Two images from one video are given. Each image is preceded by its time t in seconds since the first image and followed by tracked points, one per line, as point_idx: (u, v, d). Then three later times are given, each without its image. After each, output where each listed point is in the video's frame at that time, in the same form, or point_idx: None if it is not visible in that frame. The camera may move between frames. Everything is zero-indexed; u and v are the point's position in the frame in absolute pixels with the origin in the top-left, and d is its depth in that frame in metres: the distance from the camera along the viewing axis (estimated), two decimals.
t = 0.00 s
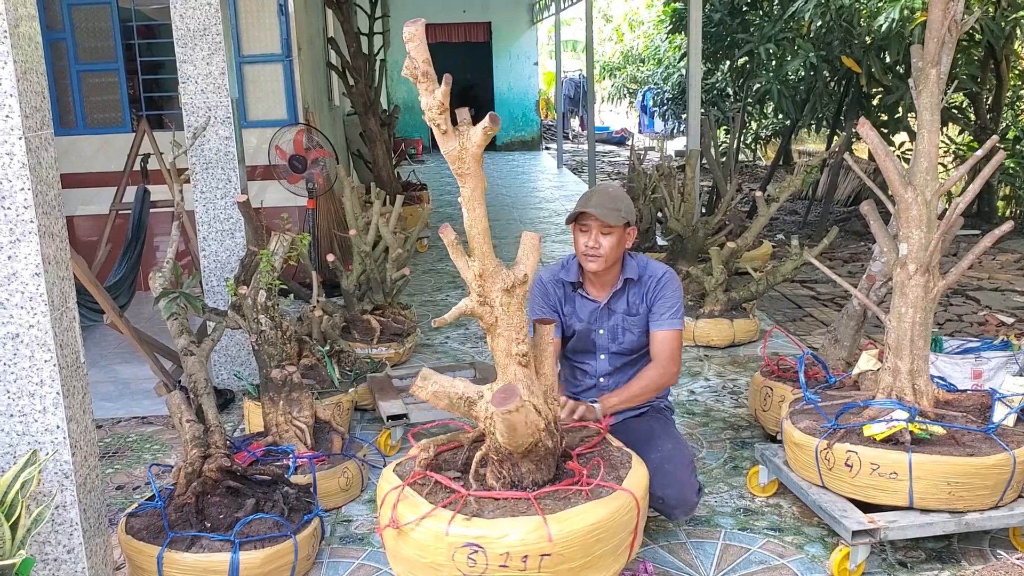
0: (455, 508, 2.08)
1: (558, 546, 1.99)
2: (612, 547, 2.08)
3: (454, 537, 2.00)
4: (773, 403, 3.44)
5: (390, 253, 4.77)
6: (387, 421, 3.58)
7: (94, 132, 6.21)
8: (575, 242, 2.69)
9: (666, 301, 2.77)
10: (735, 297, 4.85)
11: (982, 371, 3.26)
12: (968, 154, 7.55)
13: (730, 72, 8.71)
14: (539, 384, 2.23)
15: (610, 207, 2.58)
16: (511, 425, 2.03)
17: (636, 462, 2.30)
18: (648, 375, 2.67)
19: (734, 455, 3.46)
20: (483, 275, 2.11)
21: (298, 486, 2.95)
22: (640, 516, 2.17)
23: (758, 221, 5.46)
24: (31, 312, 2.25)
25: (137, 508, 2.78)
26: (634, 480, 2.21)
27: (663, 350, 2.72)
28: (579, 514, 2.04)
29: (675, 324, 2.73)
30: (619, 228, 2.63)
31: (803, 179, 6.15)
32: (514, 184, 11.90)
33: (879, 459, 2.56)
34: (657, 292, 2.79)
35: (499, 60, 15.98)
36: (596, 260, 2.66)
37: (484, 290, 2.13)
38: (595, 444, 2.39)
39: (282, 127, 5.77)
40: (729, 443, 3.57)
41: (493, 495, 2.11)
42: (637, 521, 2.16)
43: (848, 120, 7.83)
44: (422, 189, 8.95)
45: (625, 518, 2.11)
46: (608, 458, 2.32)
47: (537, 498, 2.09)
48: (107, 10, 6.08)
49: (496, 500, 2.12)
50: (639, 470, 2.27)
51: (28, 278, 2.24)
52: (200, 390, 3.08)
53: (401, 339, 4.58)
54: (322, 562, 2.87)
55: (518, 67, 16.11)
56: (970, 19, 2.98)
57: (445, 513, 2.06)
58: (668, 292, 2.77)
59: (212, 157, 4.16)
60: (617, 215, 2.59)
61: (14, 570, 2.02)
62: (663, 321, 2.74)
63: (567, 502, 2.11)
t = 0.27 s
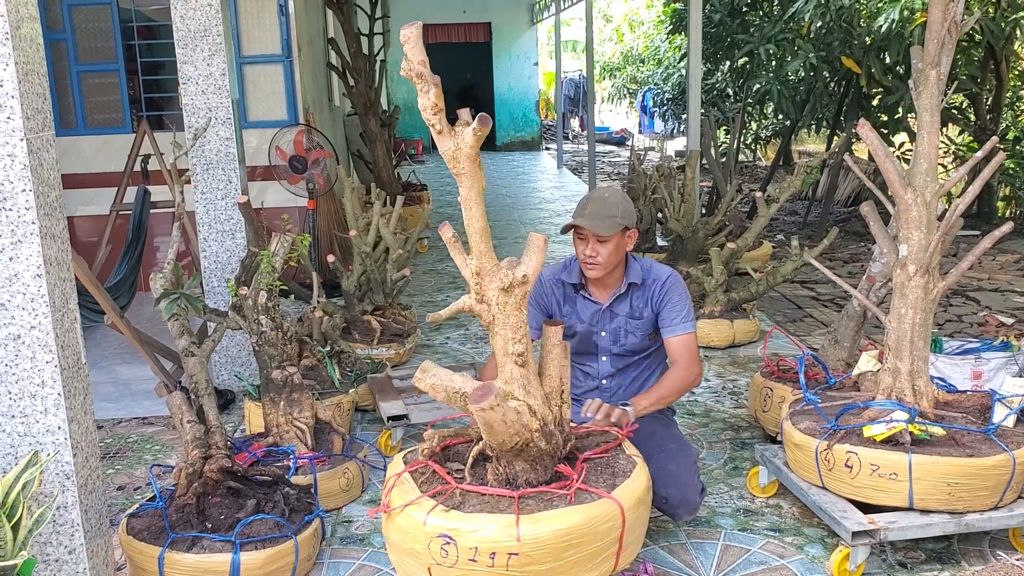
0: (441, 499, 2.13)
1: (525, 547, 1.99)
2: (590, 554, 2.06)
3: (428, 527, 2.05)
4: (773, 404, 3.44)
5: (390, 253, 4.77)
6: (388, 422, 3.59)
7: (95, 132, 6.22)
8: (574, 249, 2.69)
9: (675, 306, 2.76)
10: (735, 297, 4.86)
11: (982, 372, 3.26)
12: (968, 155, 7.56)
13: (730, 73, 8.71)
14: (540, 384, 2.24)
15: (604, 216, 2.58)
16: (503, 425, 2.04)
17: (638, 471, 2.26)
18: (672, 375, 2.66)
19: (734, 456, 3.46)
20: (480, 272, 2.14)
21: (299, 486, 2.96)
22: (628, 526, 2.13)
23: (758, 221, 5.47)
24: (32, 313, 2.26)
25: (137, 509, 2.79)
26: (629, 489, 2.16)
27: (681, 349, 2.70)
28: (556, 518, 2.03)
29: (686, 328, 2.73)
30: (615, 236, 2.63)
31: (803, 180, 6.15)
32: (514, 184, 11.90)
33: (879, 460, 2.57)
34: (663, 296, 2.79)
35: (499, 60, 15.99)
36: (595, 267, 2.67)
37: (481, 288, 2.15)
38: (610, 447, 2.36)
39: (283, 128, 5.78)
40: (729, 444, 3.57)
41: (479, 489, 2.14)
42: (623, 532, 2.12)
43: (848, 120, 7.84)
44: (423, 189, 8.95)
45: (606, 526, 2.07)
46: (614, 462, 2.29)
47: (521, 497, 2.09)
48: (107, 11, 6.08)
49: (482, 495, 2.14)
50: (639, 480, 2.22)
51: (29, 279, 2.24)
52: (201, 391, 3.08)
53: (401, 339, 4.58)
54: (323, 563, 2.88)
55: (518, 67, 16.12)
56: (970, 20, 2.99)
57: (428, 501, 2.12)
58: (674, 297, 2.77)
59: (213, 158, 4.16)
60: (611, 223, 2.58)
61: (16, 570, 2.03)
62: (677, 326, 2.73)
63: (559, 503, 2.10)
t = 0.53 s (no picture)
0: (431, 489, 2.17)
1: (496, 544, 1.98)
2: (568, 559, 2.01)
3: (411, 514, 2.09)
4: (773, 405, 3.44)
5: (390, 253, 4.77)
6: (387, 422, 3.58)
7: (94, 132, 6.22)
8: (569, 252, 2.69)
9: (676, 306, 2.75)
10: (734, 297, 4.85)
11: (982, 372, 3.26)
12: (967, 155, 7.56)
13: (730, 73, 8.71)
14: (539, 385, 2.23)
15: (594, 219, 2.57)
16: (493, 424, 2.05)
17: (638, 479, 2.18)
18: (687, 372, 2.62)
19: (734, 457, 3.46)
20: (480, 271, 2.14)
21: (298, 487, 2.95)
22: (614, 535, 2.05)
23: (757, 221, 5.46)
24: (31, 313, 2.25)
25: (137, 510, 2.78)
26: (620, 498, 2.09)
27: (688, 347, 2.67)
28: (532, 519, 2.00)
29: (687, 328, 2.71)
30: (607, 239, 2.61)
31: (803, 180, 6.15)
32: (514, 185, 11.90)
33: (880, 461, 2.56)
34: (662, 297, 2.78)
35: (498, 61, 15.98)
36: (589, 269, 2.67)
37: (481, 286, 2.15)
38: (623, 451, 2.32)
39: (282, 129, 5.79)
40: (729, 444, 3.57)
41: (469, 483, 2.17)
42: (606, 542, 2.04)
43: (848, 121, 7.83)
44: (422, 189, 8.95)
45: (586, 533, 2.01)
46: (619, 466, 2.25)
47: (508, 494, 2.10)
48: (107, 11, 6.08)
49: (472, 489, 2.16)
50: (636, 489, 2.14)
51: (28, 280, 2.24)
52: (200, 391, 3.08)
53: (401, 340, 4.58)
54: (322, 564, 2.87)
55: (517, 67, 16.11)
56: (970, 21, 2.98)
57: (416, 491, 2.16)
58: (675, 297, 2.76)
59: (212, 158, 4.16)
60: (602, 227, 2.57)
61: (15, 572, 2.02)
62: (682, 326, 2.71)
63: (557, 504, 2.09)
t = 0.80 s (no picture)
0: (431, 477, 2.23)
1: (473, 537, 2.00)
2: (543, 559, 2.00)
3: (405, 499, 2.16)
4: (774, 404, 3.43)
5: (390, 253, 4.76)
6: (388, 421, 3.58)
7: (95, 132, 6.21)
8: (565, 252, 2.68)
9: (677, 304, 2.74)
10: (735, 297, 4.84)
11: (984, 371, 3.26)
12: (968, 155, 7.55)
13: (731, 73, 8.70)
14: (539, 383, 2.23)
15: (587, 218, 2.57)
16: (482, 418, 2.07)
17: (634, 486, 2.13)
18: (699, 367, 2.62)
19: (735, 456, 3.45)
20: (484, 265, 2.16)
21: (299, 486, 2.94)
22: (593, 540, 2.02)
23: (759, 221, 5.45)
24: (32, 312, 2.25)
25: (137, 509, 2.78)
26: (608, 504, 2.05)
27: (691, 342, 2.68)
28: (510, 515, 2.00)
29: (687, 326, 2.69)
30: (600, 238, 2.61)
31: (804, 179, 6.14)
32: (514, 185, 11.90)
33: (882, 460, 2.56)
34: (661, 294, 2.77)
35: (499, 61, 15.98)
36: (585, 268, 2.67)
37: (486, 280, 2.18)
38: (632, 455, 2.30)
39: (283, 128, 5.79)
40: (730, 444, 3.56)
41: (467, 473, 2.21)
42: (587, 546, 2.01)
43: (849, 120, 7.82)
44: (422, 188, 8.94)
45: (561, 536, 1.99)
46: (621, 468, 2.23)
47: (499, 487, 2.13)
48: (108, 10, 6.08)
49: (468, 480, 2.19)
50: (628, 496, 2.10)
51: (29, 278, 2.23)
52: (201, 390, 3.07)
53: (402, 339, 4.57)
54: (324, 563, 2.87)
55: (518, 67, 16.11)
56: (972, 19, 2.98)
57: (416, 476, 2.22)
58: (674, 295, 2.75)
59: (213, 157, 4.16)
60: (593, 226, 2.57)
61: (15, 570, 2.02)
62: (683, 324, 2.70)
63: (558, 503, 2.08)
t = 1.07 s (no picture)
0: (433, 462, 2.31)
1: (443, 524, 2.06)
2: (508, 557, 2.01)
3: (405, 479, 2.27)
4: (774, 404, 3.42)
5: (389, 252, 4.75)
6: (387, 421, 3.57)
7: (93, 131, 6.20)
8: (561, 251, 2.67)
9: (674, 306, 2.75)
10: (735, 296, 4.83)
11: (985, 371, 3.25)
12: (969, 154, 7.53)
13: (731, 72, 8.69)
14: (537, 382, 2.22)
15: (580, 218, 2.57)
16: (467, 410, 2.14)
17: (618, 497, 2.08)
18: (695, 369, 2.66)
19: (735, 456, 3.44)
20: (489, 260, 2.16)
21: (297, 486, 2.93)
22: (560, 546, 2.00)
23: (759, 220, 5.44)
24: (28, 310, 2.24)
25: (134, 509, 2.76)
26: (582, 510, 2.03)
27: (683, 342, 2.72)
28: (481, 508, 2.03)
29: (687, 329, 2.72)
30: (595, 239, 2.60)
31: (805, 179, 6.12)
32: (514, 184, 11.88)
33: (883, 460, 2.55)
34: (661, 294, 2.77)
35: (499, 60, 15.96)
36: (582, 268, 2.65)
37: (491, 275, 2.17)
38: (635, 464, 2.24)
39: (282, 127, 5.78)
40: (730, 444, 3.55)
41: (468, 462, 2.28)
42: (553, 550, 1.99)
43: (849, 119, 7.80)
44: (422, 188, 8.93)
45: (524, 535, 1.99)
46: (616, 474, 2.19)
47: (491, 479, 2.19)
48: (107, 9, 6.07)
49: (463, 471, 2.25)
50: (608, 506, 2.05)
51: (25, 277, 2.22)
52: (199, 390, 3.06)
53: (401, 338, 4.56)
54: (322, 563, 2.85)
55: (518, 67, 16.09)
56: (973, 17, 2.96)
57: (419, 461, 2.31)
58: (674, 295, 2.76)
59: (212, 156, 4.14)
60: (588, 226, 2.57)
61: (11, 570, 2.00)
62: (680, 327, 2.73)
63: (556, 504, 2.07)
